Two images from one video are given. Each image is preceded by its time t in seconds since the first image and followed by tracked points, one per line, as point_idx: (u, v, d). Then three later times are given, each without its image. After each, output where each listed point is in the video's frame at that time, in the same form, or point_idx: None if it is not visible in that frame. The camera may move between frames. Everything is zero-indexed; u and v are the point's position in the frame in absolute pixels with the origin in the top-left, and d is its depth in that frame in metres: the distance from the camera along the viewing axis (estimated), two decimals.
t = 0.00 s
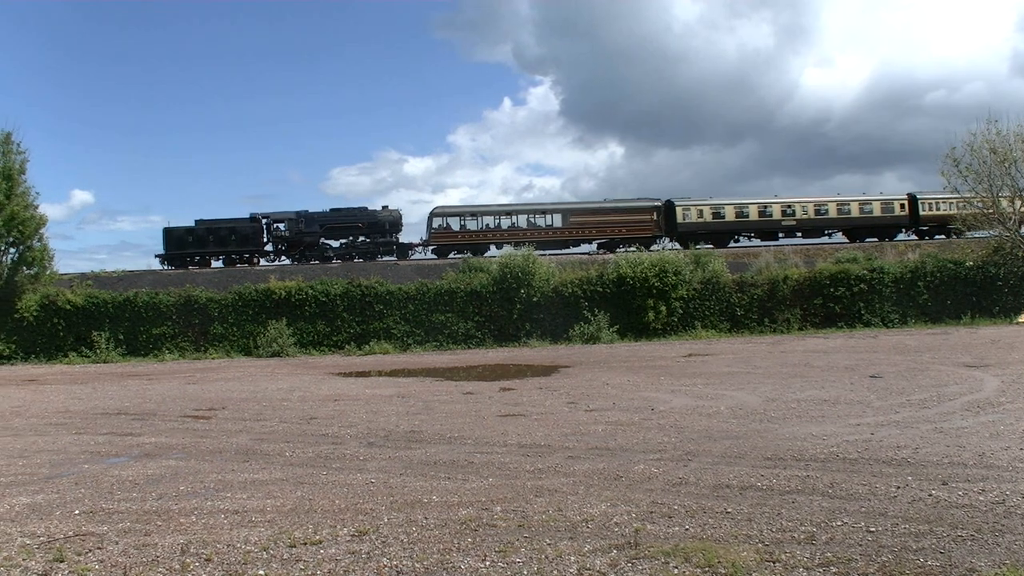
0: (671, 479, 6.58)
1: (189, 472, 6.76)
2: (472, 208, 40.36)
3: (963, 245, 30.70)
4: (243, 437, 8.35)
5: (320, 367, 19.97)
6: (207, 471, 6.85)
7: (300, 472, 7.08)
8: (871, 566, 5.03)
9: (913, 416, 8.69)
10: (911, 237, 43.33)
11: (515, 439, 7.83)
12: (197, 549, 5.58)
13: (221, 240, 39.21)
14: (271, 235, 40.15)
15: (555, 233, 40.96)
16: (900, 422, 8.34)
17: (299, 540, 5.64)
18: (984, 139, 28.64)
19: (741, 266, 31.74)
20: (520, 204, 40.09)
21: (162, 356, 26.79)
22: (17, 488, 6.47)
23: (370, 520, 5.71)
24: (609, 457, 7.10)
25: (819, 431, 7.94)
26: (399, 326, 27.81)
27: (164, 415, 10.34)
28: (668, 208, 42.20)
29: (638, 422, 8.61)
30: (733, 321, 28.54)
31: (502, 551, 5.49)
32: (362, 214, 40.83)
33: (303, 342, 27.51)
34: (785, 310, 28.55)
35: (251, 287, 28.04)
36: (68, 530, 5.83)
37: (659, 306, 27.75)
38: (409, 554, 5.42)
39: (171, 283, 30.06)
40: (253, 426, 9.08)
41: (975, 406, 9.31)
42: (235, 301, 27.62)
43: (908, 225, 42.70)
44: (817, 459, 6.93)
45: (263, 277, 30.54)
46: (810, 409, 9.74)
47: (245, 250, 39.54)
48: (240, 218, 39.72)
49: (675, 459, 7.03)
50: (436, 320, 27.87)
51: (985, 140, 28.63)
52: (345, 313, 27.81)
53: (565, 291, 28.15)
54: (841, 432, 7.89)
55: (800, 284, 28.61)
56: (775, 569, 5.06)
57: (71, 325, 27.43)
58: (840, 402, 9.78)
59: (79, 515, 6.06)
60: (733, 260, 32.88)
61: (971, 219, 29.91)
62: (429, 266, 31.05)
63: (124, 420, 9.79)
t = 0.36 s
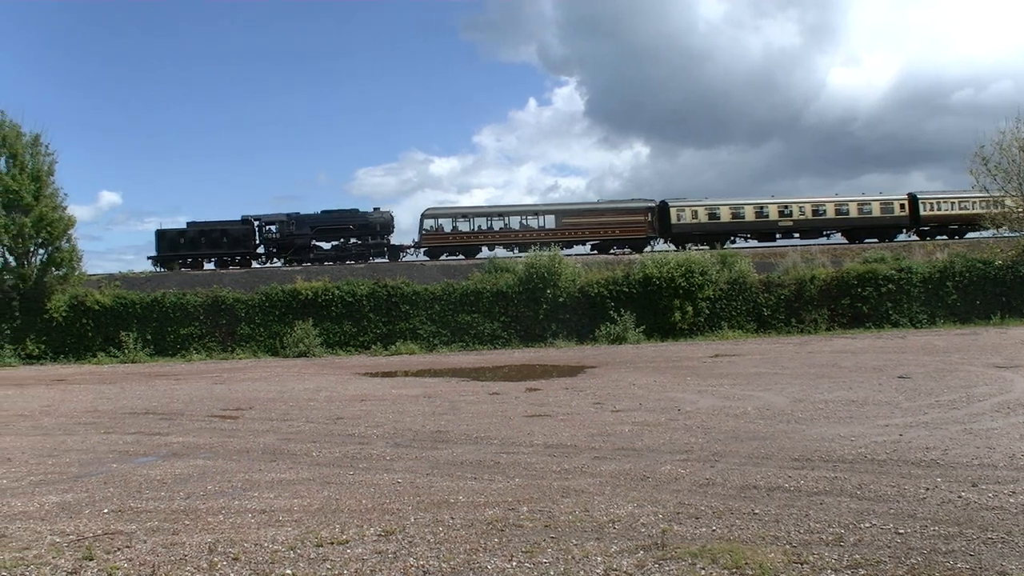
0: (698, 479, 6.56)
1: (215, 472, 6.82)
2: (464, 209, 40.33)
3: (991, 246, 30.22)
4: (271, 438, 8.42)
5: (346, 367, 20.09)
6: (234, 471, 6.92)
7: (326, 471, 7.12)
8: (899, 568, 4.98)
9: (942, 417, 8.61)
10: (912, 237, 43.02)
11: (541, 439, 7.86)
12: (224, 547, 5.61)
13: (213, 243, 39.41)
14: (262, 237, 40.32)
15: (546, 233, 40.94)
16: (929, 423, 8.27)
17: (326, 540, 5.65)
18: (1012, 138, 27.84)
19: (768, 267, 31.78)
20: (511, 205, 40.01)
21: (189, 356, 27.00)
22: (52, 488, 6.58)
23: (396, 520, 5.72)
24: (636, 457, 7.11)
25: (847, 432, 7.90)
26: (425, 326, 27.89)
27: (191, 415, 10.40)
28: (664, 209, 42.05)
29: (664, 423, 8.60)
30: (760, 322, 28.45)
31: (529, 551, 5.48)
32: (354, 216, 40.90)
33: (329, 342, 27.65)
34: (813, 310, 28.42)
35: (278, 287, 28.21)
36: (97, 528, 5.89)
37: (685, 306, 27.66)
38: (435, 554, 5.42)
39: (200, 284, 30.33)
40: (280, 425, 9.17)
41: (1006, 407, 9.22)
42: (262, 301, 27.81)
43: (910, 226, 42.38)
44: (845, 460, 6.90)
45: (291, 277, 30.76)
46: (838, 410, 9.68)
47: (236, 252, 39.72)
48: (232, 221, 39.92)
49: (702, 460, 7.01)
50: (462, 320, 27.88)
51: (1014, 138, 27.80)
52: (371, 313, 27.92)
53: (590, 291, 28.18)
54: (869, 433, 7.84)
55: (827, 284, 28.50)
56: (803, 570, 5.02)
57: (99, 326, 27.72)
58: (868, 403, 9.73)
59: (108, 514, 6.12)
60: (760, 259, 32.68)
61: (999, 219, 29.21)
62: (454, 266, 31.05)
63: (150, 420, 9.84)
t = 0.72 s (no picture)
0: (737, 480, 6.55)
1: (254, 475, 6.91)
2: (469, 211, 40.34)
3: None
4: (311, 439, 8.55)
5: (384, 367, 20.22)
6: (272, 472, 7.03)
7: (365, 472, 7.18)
8: (941, 571, 4.92)
9: (984, 419, 8.51)
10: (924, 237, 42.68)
11: (579, 440, 7.93)
12: (263, 547, 5.64)
13: (217, 245, 39.67)
14: (265, 239, 40.49)
15: (549, 235, 40.86)
16: (971, 425, 8.19)
17: (364, 539, 5.67)
18: None
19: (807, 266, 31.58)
20: (515, 206, 39.96)
21: (229, 356, 27.36)
22: (98, 491, 6.74)
23: (434, 520, 5.73)
24: (674, 458, 7.13)
25: (887, 433, 7.87)
26: (463, 326, 28.00)
27: (230, 415, 10.52)
28: (670, 210, 41.80)
29: (702, 424, 8.63)
30: (799, 322, 28.29)
31: (566, 551, 5.47)
32: (357, 219, 40.96)
33: (368, 342, 27.88)
34: (853, 310, 28.21)
35: (316, 287, 28.45)
36: (138, 527, 5.98)
37: (723, 307, 27.53)
38: (473, 555, 5.42)
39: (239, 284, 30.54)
40: (319, 425, 9.35)
41: None
42: (300, 301, 28.07)
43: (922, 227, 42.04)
44: (885, 462, 6.85)
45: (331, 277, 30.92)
46: (878, 411, 9.63)
47: (240, 254, 39.95)
48: (235, 223, 40.15)
49: (740, 461, 7.01)
50: (499, 321, 27.96)
51: None
52: (409, 313, 28.10)
53: (628, 291, 28.07)
54: (909, 435, 7.80)
55: (867, 284, 28.28)
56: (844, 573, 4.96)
57: (138, 326, 28.16)
58: (908, 404, 9.66)
59: (148, 513, 6.20)
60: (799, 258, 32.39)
61: None
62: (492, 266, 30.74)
63: (187, 421, 9.97)
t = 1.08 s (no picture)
0: (776, 482, 6.54)
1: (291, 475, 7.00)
2: (472, 213, 40.52)
3: None
4: (350, 439, 8.76)
5: (421, 367, 20.29)
6: (310, 471, 7.14)
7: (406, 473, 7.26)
8: None
9: None
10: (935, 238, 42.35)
11: (616, 440, 7.97)
12: (301, 546, 5.66)
13: (221, 247, 39.81)
14: (270, 241, 40.74)
15: (553, 237, 40.79)
16: (1015, 427, 8.10)
17: (402, 539, 5.68)
18: None
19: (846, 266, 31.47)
20: (517, 208, 40.00)
21: (268, 356, 27.55)
22: (139, 491, 6.88)
23: (472, 520, 5.74)
24: (713, 459, 7.13)
25: (928, 435, 7.82)
26: (501, 327, 28.03)
27: (269, 414, 10.71)
28: (675, 211, 41.55)
29: (741, 425, 8.64)
30: (838, 323, 28.14)
31: (604, 552, 5.46)
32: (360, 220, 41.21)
33: (406, 342, 28.00)
34: (893, 311, 28.05)
35: (354, 288, 28.62)
36: (177, 525, 6.06)
37: (762, 308, 27.46)
38: (510, 555, 5.42)
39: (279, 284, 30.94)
40: (358, 425, 9.54)
41: None
42: (339, 302, 28.24)
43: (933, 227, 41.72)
44: (925, 463, 6.80)
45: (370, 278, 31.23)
46: (919, 412, 9.55)
47: (244, 256, 40.12)
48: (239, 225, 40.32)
49: (779, 462, 6.99)
50: (538, 321, 27.95)
51: None
52: (447, 314, 28.17)
53: (667, 291, 27.98)
54: (950, 437, 7.74)
55: (907, 284, 28.09)
56: None
57: (178, 326, 28.44)
58: (950, 406, 9.59)
59: (187, 512, 6.28)
60: (836, 259, 32.27)
61: None
62: (530, 266, 31.07)
63: (227, 420, 10.18)
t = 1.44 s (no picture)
0: (812, 483, 6.51)
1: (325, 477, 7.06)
2: (473, 215, 40.85)
3: None
4: (385, 438, 8.97)
5: (456, 367, 20.40)
6: (346, 471, 7.22)
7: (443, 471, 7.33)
8: None
9: None
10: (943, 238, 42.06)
11: (652, 441, 8.03)
12: (337, 545, 5.69)
13: (223, 249, 40.03)
14: (272, 243, 40.96)
15: (553, 238, 40.93)
16: None
17: (437, 539, 5.69)
18: None
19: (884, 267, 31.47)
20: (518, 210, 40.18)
21: (304, 356, 27.90)
22: (175, 491, 7.00)
23: (507, 520, 5.75)
24: (748, 461, 7.14)
25: (966, 436, 7.76)
26: (536, 327, 28.20)
27: (305, 414, 10.98)
28: (677, 212, 41.49)
29: (777, 425, 8.67)
30: (876, 323, 28.03)
31: (639, 553, 5.45)
32: (362, 222, 41.29)
33: (440, 342, 28.22)
34: (930, 311, 27.91)
35: (388, 288, 29.05)
36: (213, 524, 6.12)
37: (799, 308, 27.46)
38: (546, 555, 5.42)
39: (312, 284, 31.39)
40: (394, 424, 9.74)
41: None
42: (374, 301, 28.67)
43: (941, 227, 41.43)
44: (964, 465, 6.75)
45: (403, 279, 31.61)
46: (957, 413, 9.50)
47: (246, 257, 40.29)
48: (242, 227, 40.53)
49: (815, 464, 6.97)
50: (573, 321, 28.14)
51: None
52: (482, 314, 28.46)
53: (703, 291, 28.01)
54: (990, 438, 7.67)
55: (945, 284, 27.94)
56: None
57: (214, 326, 28.92)
58: (989, 407, 9.52)
59: (223, 511, 6.32)
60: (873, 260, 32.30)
61: None
62: (566, 266, 31.43)
63: (265, 419, 10.46)
